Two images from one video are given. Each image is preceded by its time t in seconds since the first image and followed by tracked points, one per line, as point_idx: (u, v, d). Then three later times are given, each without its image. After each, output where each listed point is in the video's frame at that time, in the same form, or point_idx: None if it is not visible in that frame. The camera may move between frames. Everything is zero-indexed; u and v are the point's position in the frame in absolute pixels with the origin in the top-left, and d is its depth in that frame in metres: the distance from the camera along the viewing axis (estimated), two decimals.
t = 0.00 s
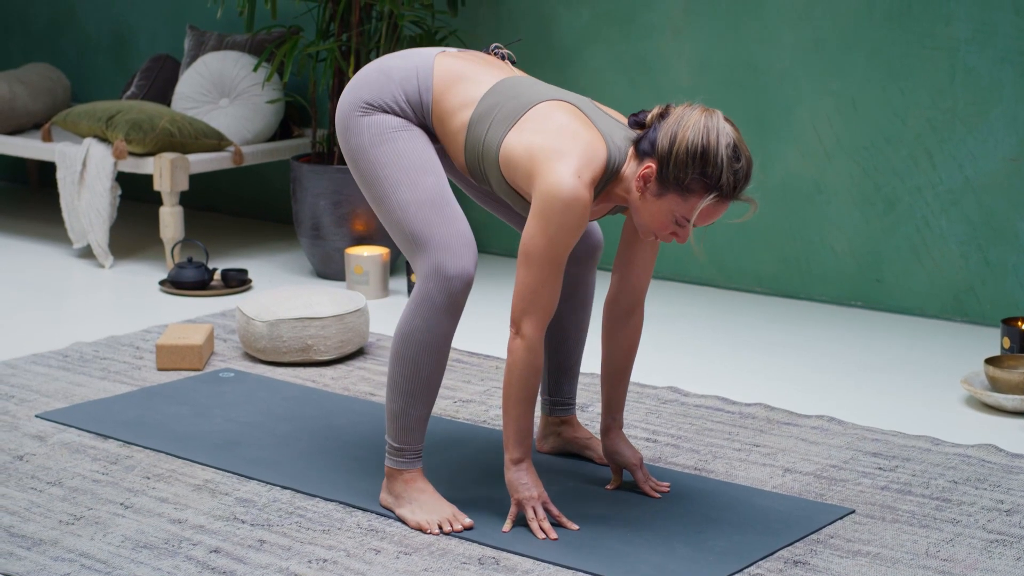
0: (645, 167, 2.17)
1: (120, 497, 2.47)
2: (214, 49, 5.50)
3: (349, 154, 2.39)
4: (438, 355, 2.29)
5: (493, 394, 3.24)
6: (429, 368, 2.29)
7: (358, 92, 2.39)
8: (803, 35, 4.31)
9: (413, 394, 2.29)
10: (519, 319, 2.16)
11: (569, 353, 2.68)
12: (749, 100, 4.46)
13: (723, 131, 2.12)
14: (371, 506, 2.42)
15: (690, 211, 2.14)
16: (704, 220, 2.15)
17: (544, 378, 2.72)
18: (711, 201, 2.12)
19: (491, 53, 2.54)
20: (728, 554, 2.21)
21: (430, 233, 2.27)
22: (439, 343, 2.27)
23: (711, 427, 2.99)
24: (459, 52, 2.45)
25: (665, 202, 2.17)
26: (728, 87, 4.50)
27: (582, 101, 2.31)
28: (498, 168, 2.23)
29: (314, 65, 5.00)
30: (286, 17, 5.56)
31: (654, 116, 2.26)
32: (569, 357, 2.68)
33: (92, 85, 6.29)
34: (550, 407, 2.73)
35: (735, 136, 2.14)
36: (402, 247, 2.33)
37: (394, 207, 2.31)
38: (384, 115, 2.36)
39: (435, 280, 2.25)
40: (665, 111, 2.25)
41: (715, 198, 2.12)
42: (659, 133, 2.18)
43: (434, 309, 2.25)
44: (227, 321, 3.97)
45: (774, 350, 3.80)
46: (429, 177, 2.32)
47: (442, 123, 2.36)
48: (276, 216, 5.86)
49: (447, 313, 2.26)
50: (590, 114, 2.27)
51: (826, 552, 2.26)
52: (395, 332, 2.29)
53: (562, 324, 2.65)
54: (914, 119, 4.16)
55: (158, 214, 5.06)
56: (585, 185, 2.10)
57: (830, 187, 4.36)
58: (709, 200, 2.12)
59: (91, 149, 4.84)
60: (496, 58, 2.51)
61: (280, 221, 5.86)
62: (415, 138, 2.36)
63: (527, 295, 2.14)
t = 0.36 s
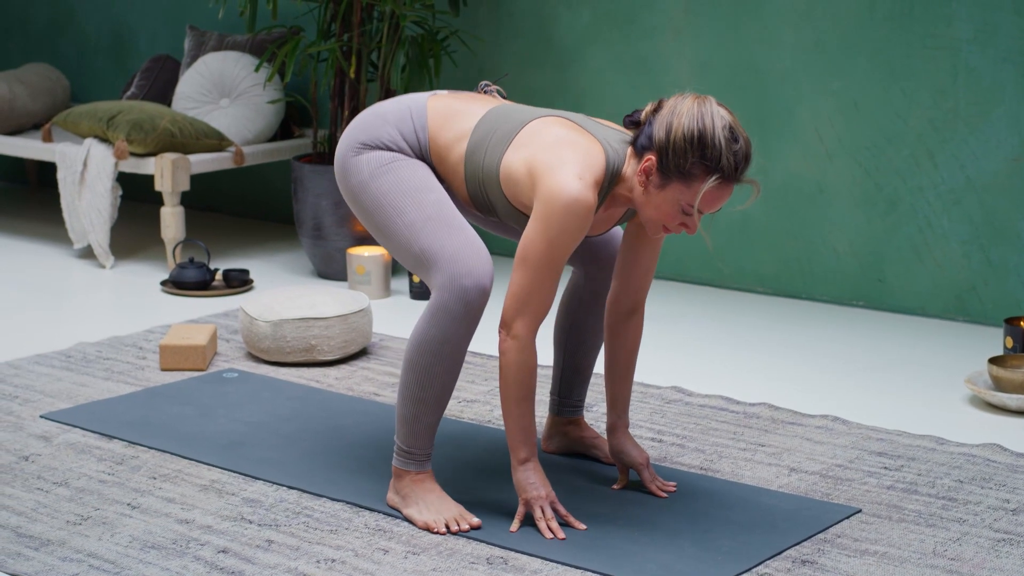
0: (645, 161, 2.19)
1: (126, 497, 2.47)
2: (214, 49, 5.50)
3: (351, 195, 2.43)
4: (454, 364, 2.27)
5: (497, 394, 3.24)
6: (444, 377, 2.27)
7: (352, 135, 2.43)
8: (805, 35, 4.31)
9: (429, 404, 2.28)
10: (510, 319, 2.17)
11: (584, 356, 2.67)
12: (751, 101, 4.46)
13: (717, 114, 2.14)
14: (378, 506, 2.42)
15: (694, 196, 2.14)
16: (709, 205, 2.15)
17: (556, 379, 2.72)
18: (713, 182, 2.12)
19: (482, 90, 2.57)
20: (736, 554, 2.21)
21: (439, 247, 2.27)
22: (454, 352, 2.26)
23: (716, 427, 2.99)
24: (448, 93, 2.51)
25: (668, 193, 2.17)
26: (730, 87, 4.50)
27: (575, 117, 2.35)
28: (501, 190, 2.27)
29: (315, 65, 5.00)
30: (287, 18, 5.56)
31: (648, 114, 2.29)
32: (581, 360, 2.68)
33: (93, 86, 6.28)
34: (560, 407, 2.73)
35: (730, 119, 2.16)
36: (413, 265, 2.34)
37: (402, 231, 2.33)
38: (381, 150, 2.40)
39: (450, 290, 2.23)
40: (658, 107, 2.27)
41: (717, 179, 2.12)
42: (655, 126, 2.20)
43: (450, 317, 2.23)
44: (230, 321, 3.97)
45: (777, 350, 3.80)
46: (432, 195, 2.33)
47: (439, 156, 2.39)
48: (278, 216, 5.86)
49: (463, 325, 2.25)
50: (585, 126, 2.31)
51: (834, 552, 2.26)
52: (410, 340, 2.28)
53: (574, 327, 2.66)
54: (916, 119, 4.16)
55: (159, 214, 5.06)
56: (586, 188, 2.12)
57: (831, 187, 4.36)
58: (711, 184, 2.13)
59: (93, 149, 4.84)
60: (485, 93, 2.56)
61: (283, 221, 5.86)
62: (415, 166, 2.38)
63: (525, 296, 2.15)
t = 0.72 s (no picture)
0: (640, 156, 2.21)
1: (132, 496, 2.47)
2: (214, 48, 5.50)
3: (354, 242, 2.47)
4: (461, 372, 2.27)
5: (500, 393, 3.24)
6: (451, 385, 2.27)
7: (350, 185, 2.49)
8: (804, 34, 4.31)
9: (437, 411, 2.28)
10: (500, 322, 2.20)
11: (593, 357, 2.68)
12: (751, 100, 4.46)
13: (703, 99, 2.16)
14: (384, 504, 2.42)
15: (691, 183, 2.15)
16: (707, 189, 2.16)
17: (564, 378, 2.72)
18: (708, 165, 2.13)
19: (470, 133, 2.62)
20: (743, 552, 2.21)
21: (442, 261, 2.28)
22: (462, 359, 2.25)
23: (719, 425, 2.98)
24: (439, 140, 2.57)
25: (666, 184, 2.18)
26: (730, 86, 4.49)
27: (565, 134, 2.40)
28: (502, 215, 2.32)
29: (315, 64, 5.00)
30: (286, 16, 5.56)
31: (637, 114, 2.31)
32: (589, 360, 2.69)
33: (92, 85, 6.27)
34: (566, 405, 2.72)
35: (718, 104, 2.18)
36: (420, 284, 2.34)
37: (406, 256, 2.35)
38: (376, 191, 2.45)
39: (455, 296, 2.23)
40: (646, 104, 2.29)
41: (711, 162, 2.13)
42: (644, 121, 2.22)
43: (456, 323, 2.22)
44: (231, 320, 3.96)
45: (779, 348, 3.80)
46: (430, 218, 2.36)
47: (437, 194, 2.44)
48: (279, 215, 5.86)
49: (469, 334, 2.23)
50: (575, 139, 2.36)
51: (840, 549, 2.25)
52: (417, 346, 2.27)
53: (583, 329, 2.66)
54: (916, 118, 4.16)
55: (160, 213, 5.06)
56: (586, 194, 2.15)
57: (832, 186, 4.36)
58: (707, 169, 2.14)
59: (92, 148, 4.83)
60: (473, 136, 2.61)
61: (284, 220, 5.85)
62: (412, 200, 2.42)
63: (522, 295, 2.18)
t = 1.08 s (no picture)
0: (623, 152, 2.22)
1: (131, 496, 2.46)
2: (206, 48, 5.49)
3: (352, 282, 2.48)
4: (459, 374, 2.27)
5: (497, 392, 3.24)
6: (449, 387, 2.27)
7: (344, 230, 2.52)
8: (799, 33, 4.31)
9: (435, 415, 2.28)
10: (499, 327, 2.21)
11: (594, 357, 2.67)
12: (744, 99, 4.46)
13: (678, 87, 2.17)
14: (383, 503, 2.41)
15: (675, 171, 2.15)
16: (692, 175, 2.15)
17: (564, 377, 2.72)
18: (688, 150, 2.13)
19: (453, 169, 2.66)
20: (743, 550, 2.21)
21: (436, 269, 2.30)
22: (460, 361, 2.25)
23: (716, 424, 2.99)
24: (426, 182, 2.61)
25: (651, 176, 2.18)
26: (724, 85, 4.49)
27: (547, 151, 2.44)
28: (496, 235, 2.35)
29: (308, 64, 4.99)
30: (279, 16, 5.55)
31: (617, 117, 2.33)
32: (590, 359, 2.68)
33: (84, 85, 6.26)
34: (565, 404, 2.72)
35: (694, 92, 2.19)
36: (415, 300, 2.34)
37: (401, 276, 2.36)
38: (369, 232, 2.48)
39: (451, 297, 2.23)
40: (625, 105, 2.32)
41: (692, 147, 2.13)
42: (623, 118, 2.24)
43: (453, 323, 2.22)
44: (227, 320, 3.96)
45: (775, 347, 3.80)
46: (423, 239, 2.39)
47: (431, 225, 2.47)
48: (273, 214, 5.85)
49: (466, 336, 2.23)
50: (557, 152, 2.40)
51: (840, 547, 2.26)
52: (413, 350, 2.27)
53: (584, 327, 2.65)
54: (910, 117, 4.17)
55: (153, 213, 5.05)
56: (579, 199, 2.17)
57: (827, 184, 4.36)
58: (689, 155, 2.14)
59: (85, 148, 4.82)
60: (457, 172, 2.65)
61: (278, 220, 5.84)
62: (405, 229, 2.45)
63: (520, 298, 2.19)
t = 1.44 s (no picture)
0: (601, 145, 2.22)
1: (127, 497, 2.46)
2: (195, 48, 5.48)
3: (354, 322, 2.46)
4: (459, 376, 2.26)
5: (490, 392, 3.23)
6: (449, 386, 2.26)
7: (341, 277, 2.51)
8: (789, 33, 4.32)
9: (434, 416, 2.29)
10: (500, 335, 2.20)
11: (589, 360, 2.66)
12: (734, 99, 4.47)
13: (648, 76, 2.18)
14: (379, 503, 2.41)
15: (653, 157, 2.15)
16: (671, 160, 2.15)
17: (559, 377, 2.72)
18: (664, 135, 2.14)
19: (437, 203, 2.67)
20: (740, 549, 2.21)
21: (433, 279, 2.28)
22: (460, 364, 2.25)
23: (711, 423, 2.99)
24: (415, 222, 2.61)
25: (631, 164, 2.18)
26: (715, 84, 4.50)
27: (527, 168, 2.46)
28: (487, 251, 2.36)
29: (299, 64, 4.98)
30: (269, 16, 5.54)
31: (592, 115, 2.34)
32: (586, 360, 2.67)
33: (73, 85, 6.23)
34: (560, 404, 2.72)
35: (665, 79, 2.20)
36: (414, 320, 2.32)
37: (398, 297, 2.34)
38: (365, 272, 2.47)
39: (450, 303, 2.21)
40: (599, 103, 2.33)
41: (667, 131, 2.14)
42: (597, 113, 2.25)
43: (452, 329, 2.21)
44: (219, 320, 3.95)
45: (769, 347, 3.81)
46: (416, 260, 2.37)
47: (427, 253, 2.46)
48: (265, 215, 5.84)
49: (465, 338, 2.22)
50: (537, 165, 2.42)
51: (836, 546, 2.26)
52: (411, 355, 2.27)
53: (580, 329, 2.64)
54: (900, 117, 4.18)
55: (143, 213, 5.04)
56: (565, 198, 2.18)
57: (817, 184, 4.37)
58: (666, 139, 2.14)
59: (75, 149, 4.81)
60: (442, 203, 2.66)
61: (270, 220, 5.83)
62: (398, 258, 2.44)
63: (518, 302, 2.18)
